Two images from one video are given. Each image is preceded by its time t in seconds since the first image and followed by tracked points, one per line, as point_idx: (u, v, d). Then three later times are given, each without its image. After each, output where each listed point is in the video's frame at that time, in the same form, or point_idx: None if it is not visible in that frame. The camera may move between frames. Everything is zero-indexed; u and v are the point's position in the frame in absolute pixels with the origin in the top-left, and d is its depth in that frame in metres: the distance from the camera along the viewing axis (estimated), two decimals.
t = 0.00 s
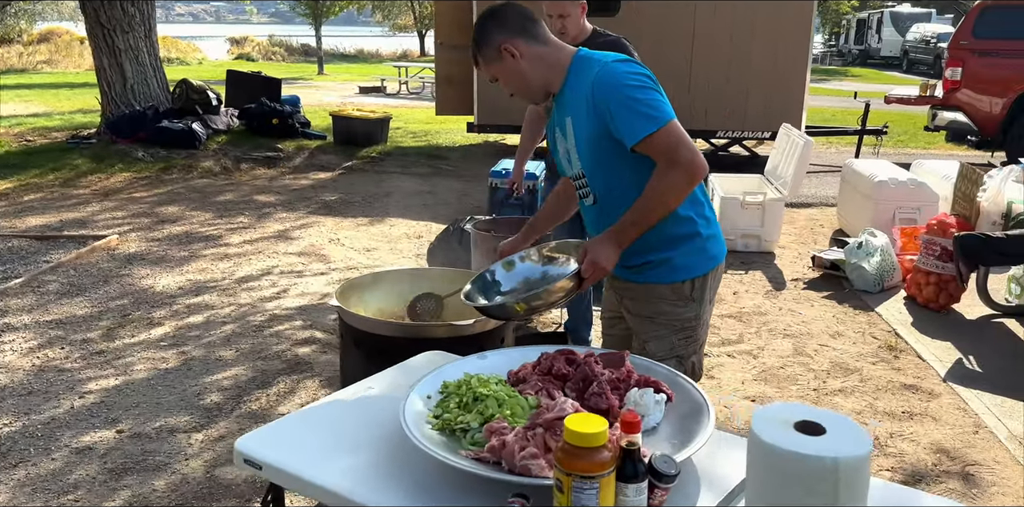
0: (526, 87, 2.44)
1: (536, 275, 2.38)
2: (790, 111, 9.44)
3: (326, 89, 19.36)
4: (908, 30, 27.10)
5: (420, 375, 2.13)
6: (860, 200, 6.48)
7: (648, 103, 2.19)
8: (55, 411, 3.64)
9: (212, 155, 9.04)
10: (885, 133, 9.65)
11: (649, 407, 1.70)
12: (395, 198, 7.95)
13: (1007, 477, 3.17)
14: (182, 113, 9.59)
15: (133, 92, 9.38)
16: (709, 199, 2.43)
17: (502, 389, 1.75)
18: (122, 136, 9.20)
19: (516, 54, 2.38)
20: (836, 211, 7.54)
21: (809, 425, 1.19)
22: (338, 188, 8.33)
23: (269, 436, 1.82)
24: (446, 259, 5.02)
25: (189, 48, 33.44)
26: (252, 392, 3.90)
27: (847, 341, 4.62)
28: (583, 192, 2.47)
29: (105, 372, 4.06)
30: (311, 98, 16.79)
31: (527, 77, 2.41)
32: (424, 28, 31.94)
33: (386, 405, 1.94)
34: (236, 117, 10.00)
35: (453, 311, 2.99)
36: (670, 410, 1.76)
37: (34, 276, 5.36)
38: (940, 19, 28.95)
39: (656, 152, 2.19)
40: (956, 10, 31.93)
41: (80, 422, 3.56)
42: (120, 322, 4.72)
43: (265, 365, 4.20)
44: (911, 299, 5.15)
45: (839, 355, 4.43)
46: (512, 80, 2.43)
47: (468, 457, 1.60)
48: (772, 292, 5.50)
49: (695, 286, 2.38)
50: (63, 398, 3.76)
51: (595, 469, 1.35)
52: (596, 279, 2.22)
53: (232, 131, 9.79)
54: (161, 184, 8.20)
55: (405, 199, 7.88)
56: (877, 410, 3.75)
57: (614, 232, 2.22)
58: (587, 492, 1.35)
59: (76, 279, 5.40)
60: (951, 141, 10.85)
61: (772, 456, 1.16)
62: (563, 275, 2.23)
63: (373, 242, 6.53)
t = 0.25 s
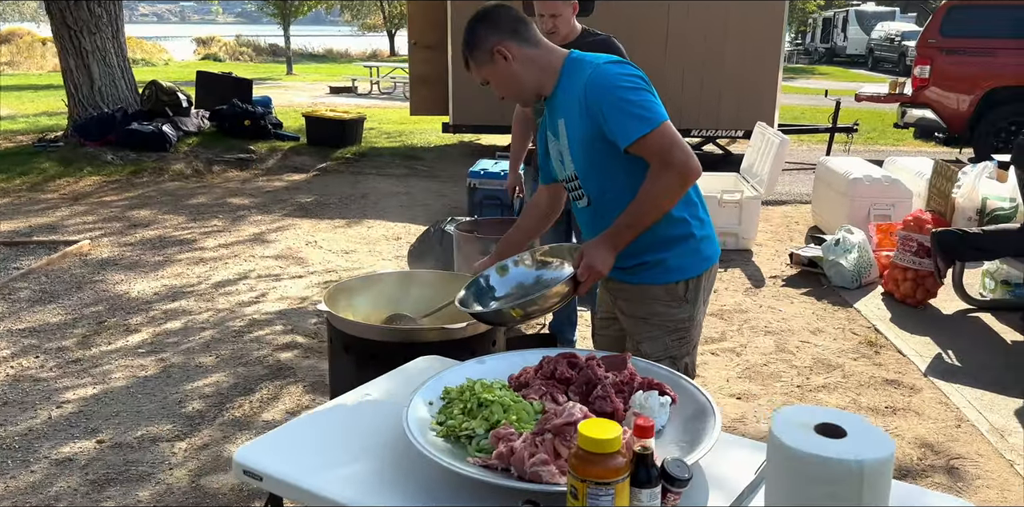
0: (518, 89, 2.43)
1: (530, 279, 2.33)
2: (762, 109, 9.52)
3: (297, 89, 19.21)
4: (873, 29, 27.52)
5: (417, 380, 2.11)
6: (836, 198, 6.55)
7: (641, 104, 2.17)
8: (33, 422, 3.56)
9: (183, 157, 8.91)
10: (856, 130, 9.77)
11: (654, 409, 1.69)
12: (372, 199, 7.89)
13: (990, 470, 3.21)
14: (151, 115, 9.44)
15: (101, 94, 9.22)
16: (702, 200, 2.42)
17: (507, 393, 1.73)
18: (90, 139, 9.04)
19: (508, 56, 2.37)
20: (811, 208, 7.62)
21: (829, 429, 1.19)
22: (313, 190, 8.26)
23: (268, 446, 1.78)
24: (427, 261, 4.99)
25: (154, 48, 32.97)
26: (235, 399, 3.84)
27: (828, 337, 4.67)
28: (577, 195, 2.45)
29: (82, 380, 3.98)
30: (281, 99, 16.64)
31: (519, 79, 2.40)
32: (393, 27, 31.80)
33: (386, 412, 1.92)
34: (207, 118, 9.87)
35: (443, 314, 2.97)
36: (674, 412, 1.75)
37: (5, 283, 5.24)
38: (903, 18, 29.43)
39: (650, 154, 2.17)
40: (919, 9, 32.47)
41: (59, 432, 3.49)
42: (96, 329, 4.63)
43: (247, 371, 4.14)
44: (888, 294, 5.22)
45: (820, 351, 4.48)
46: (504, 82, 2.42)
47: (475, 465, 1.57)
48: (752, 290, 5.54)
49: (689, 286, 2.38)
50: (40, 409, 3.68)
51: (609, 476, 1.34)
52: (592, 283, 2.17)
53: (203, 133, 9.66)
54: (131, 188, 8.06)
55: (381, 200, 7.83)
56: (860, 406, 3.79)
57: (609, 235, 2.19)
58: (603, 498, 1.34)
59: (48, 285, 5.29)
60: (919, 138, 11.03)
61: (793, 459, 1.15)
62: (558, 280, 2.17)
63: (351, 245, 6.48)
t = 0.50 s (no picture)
0: (512, 87, 2.40)
1: (529, 277, 2.31)
2: (735, 107, 9.59)
3: (266, 90, 19.03)
4: (838, 27, 27.93)
5: (418, 383, 2.09)
6: (811, 194, 6.62)
7: (642, 102, 2.16)
8: (11, 431, 3.48)
9: (153, 159, 8.76)
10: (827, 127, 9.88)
11: (666, 408, 1.68)
12: (348, 200, 7.82)
13: (977, 461, 3.26)
14: (120, 116, 9.28)
15: (67, 95, 9.04)
16: (698, 198, 2.42)
17: (517, 395, 1.71)
18: (57, 141, 8.88)
19: (503, 53, 2.34)
20: (785, 205, 7.69)
21: (858, 423, 1.20)
22: (287, 191, 8.16)
23: (273, 453, 1.74)
24: (409, 262, 4.95)
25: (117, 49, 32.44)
26: (219, 404, 3.78)
27: (810, 331, 4.72)
28: (575, 192, 2.44)
29: (61, 388, 3.89)
30: (251, 100, 16.45)
31: (513, 77, 2.37)
32: (361, 26, 31.62)
33: (392, 416, 1.89)
34: (177, 119, 9.73)
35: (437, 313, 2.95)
36: (684, 411, 1.74)
37: None
38: (866, 16, 29.94)
39: (650, 151, 2.16)
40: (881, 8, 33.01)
41: (39, 442, 3.40)
42: (72, 336, 4.53)
43: (230, 376, 4.08)
44: (867, 289, 5.28)
45: (803, 346, 4.52)
46: (498, 80, 2.39)
47: (488, 469, 1.55)
48: (732, 286, 5.57)
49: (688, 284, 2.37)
50: (18, 418, 3.59)
51: (633, 476, 1.32)
52: (592, 280, 2.14)
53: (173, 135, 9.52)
54: (101, 191, 7.91)
55: (358, 202, 7.75)
56: (846, 399, 3.83)
57: (609, 233, 2.16)
58: (627, 499, 1.32)
59: (20, 291, 5.17)
60: (887, 135, 11.20)
61: (827, 455, 1.16)
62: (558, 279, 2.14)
63: (329, 246, 6.42)
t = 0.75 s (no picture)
0: (518, 88, 2.40)
1: (536, 283, 2.29)
2: (710, 105, 9.66)
3: (234, 90, 18.79)
4: (803, 26, 28.28)
5: (429, 387, 2.08)
6: (790, 191, 6.69)
7: (650, 105, 2.16)
8: None
9: (125, 162, 8.60)
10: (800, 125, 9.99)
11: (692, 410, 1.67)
12: (326, 202, 7.74)
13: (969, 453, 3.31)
14: (89, 119, 9.11)
15: (34, 98, 8.84)
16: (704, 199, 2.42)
17: (543, 399, 1.70)
18: (25, 145, 8.68)
19: (509, 55, 2.33)
20: (763, 202, 7.77)
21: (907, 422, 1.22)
22: (263, 193, 8.06)
23: (294, 464, 1.71)
24: (395, 264, 4.91)
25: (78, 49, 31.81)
26: (209, 412, 3.72)
27: (796, 327, 4.76)
28: (582, 195, 2.44)
29: (45, 398, 3.80)
30: (219, 100, 16.23)
31: (519, 79, 2.36)
32: (327, 25, 31.37)
33: (410, 425, 1.87)
34: (148, 121, 9.56)
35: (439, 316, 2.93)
36: (708, 412, 1.73)
37: None
38: (830, 15, 30.37)
39: (659, 154, 2.16)
40: (844, 6, 33.50)
41: (26, 454, 3.32)
42: (52, 344, 4.43)
43: (219, 383, 4.01)
44: (849, 284, 5.35)
45: (790, 342, 4.56)
46: (504, 81, 2.38)
47: (521, 476, 1.53)
48: (716, 283, 5.61)
49: (696, 284, 2.37)
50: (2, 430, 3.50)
51: (676, 481, 1.31)
52: (603, 284, 2.13)
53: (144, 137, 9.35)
54: (72, 195, 7.75)
55: (336, 203, 7.67)
56: (837, 395, 3.87)
57: (619, 236, 2.15)
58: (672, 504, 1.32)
59: None
60: (857, 132, 11.36)
61: (880, 456, 1.18)
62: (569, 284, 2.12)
63: (310, 249, 6.35)
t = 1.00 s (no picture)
0: (523, 90, 2.37)
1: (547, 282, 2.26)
2: (684, 104, 9.73)
3: (200, 90, 18.52)
4: (767, 24, 28.60)
5: (444, 392, 2.06)
6: (768, 188, 6.76)
7: (660, 105, 2.16)
8: None
9: (95, 166, 8.44)
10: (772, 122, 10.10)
11: (720, 413, 1.68)
12: (303, 203, 7.67)
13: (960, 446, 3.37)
14: (57, 121, 8.93)
15: None
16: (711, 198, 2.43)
17: (571, 405, 1.69)
18: None
19: (516, 56, 2.31)
20: (739, 199, 7.84)
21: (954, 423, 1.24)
22: (239, 195, 7.95)
23: (317, 473, 1.69)
24: (381, 266, 4.88)
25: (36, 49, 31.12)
26: (201, 419, 3.66)
27: (782, 323, 4.81)
28: (590, 196, 2.44)
29: (30, 409, 3.72)
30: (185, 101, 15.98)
31: (525, 80, 2.34)
32: (292, 24, 31.04)
33: (432, 432, 1.85)
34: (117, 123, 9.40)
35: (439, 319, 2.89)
36: (734, 413, 1.74)
37: None
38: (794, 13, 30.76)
39: (670, 154, 2.16)
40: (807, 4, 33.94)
41: (15, 467, 3.25)
42: (33, 353, 4.33)
43: (208, 390, 3.95)
44: (831, 280, 5.42)
45: (778, 338, 4.61)
46: (510, 83, 2.36)
47: (555, 482, 1.53)
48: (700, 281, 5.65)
49: (705, 285, 2.39)
50: None
51: (719, 485, 1.32)
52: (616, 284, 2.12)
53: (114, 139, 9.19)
54: (41, 199, 7.58)
55: (313, 205, 7.60)
56: (827, 390, 3.92)
57: (631, 236, 2.15)
58: None
59: None
60: (826, 128, 11.52)
61: (930, 456, 1.19)
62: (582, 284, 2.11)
63: (290, 252, 6.28)
